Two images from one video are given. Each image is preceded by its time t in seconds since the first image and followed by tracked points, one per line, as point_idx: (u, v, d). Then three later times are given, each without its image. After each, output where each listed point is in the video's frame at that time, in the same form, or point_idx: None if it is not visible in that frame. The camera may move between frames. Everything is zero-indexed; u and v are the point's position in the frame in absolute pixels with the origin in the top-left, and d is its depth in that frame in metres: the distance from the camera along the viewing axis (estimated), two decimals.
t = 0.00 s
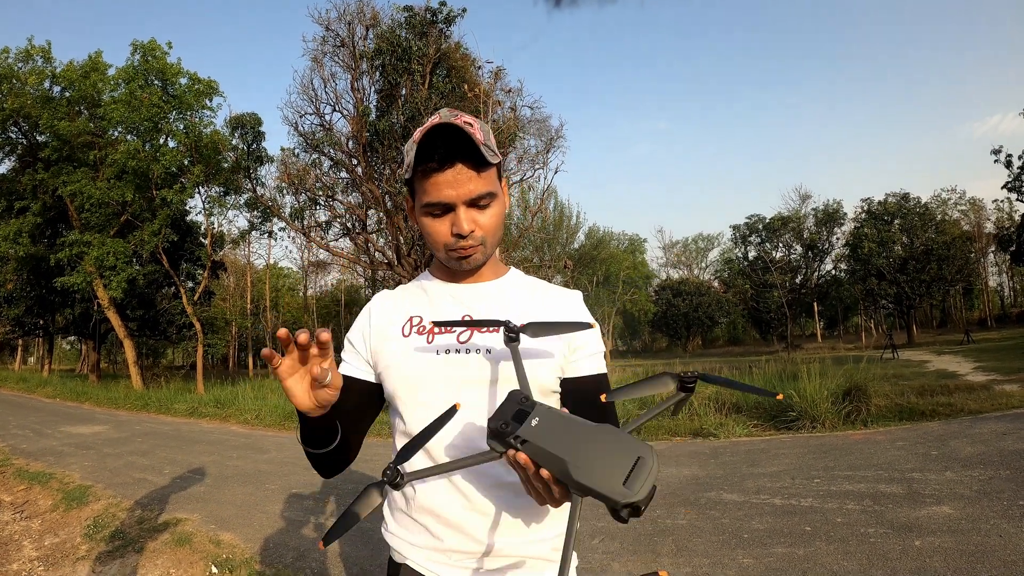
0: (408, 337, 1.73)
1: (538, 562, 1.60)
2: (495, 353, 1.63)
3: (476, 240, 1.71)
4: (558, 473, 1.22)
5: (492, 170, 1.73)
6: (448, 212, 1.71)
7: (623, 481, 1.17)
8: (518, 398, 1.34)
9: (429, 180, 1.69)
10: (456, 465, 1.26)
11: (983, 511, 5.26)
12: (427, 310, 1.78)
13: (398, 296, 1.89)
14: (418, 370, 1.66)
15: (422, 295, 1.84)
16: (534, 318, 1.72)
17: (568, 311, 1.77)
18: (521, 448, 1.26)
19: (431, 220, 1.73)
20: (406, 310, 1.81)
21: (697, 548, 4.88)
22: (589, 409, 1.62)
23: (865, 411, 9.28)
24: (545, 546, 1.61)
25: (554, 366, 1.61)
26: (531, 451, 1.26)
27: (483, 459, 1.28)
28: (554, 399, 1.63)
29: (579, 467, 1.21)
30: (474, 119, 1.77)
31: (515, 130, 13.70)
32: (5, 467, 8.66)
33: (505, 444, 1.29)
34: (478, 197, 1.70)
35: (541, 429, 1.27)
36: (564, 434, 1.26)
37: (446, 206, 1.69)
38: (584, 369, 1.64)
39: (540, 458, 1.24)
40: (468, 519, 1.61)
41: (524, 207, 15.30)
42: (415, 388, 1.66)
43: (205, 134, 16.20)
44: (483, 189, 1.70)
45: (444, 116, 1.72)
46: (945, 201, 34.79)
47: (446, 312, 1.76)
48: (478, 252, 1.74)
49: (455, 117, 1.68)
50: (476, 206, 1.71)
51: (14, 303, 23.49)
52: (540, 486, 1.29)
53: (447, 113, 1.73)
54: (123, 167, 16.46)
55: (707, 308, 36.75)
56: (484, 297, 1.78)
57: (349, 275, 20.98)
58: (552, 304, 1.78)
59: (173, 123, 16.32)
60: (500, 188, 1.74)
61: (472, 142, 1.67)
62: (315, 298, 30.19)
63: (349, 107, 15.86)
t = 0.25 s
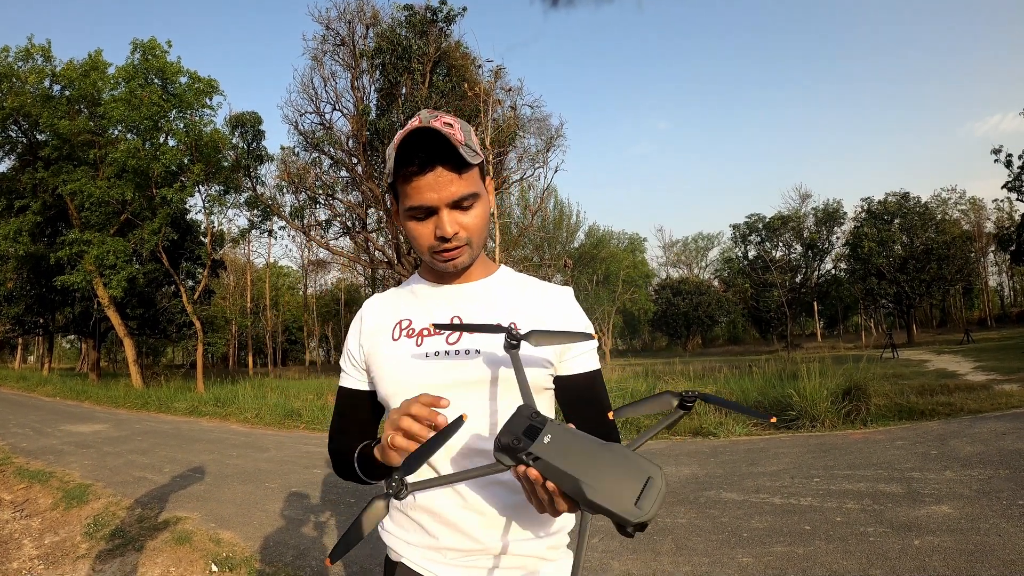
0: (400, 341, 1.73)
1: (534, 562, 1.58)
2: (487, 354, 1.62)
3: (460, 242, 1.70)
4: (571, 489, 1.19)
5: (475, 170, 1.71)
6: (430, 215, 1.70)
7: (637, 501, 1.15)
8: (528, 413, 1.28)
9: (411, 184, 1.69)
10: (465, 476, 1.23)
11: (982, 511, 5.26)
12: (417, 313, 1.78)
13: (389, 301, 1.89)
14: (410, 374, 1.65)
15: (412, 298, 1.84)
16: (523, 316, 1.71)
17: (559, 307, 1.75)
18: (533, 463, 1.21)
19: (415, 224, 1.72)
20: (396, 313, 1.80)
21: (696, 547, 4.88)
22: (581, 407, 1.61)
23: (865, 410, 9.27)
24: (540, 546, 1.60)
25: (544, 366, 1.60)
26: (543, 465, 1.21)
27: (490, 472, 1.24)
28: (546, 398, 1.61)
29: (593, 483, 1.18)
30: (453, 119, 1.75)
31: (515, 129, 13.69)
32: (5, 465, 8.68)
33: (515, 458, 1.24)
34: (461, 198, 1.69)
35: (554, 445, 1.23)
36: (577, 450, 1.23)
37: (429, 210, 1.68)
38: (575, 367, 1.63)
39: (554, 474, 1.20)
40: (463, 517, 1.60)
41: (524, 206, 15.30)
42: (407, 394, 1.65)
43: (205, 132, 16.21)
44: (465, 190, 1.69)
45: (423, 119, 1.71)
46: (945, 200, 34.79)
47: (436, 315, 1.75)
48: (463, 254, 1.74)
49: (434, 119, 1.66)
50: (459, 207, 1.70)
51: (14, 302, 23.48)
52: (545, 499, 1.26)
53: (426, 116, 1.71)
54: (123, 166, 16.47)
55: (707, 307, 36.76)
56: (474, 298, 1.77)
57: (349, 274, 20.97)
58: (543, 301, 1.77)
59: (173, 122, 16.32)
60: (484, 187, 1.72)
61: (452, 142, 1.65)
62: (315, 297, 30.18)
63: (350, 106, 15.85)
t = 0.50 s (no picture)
0: (398, 339, 1.72)
1: (530, 559, 1.59)
2: (485, 353, 1.62)
3: (450, 243, 1.70)
4: (555, 483, 1.18)
5: (462, 172, 1.72)
6: (420, 218, 1.70)
7: (616, 500, 1.15)
8: (521, 404, 1.27)
9: (398, 190, 1.70)
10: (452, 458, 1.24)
11: (981, 511, 5.26)
12: (413, 312, 1.77)
13: (383, 300, 1.87)
14: (408, 372, 1.65)
15: (407, 297, 1.83)
16: (519, 314, 1.72)
17: (554, 306, 1.76)
18: (518, 452, 1.21)
19: (405, 228, 1.73)
20: (393, 313, 1.79)
21: (696, 547, 4.89)
22: (577, 406, 1.62)
23: (865, 410, 9.27)
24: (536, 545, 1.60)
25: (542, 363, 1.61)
26: (528, 456, 1.21)
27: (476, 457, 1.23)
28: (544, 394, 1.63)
29: (574, 478, 1.17)
30: (440, 121, 1.75)
31: (515, 128, 13.69)
32: (6, 464, 8.68)
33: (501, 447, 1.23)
34: (448, 200, 1.69)
35: (541, 435, 1.22)
36: (564, 445, 1.22)
37: (417, 213, 1.69)
38: (571, 365, 1.64)
39: (538, 466, 1.19)
40: (460, 516, 1.59)
41: (524, 205, 15.30)
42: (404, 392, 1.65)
43: (206, 131, 16.22)
44: (453, 192, 1.69)
45: (409, 123, 1.71)
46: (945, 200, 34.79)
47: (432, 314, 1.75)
48: (454, 255, 1.74)
49: (418, 124, 1.66)
50: (447, 209, 1.70)
51: (14, 301, 23.49)
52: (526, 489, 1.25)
53: (412, 120, 1.71)
54: (124, 164, 16.47)
55: (707, 307, 36.74)
56: (469, 296, 1.78)
57: (349, 273, 20.97)
58: (538, 300, 1.77)
59: (173, 121, 16.31)
60: (471, 190, 1.72)
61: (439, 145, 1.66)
62: (315, 295, 30.19)
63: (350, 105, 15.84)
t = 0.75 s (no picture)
0: (398, 337, 1.71)
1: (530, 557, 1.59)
2: (486, 350, 1.63)
3: (450, 244, 1.70)
4: (551, 470, 1.19)
5: (462, 173, 1.72)
6: (420, 219, 1.70)
7: (613, 488, 1.15)
8: (519, 393, 1.27)
9: (398, 191, 1.69)
10: (447, 448, 1.24)
11: (981, 511, 5.25)
12: (413, 310, 1.77)
13: (381, 297, 1.87)
14: (409, 371, 1.65)
15: (407, 296, 1.83)
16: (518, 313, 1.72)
17: (554, 305, 1.77)
18: (514, 440, 1.21)
19: (405, 229, 1.72)
20: (392, 311, 1.78)
21: (696, 546, 4.88)
22: (576, 404, 1.63)
23: (865, 409, 9.27)
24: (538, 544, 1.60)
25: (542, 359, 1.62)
26: (523, 443, 1.21)
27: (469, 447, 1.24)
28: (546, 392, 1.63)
29: (570, 465, 1.18)
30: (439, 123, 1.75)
31: (515, 128, 13.68)
32: (6, 464, 8.67)
33: (498, 435, 1.24)
34: (448, 201, 1.69)
35: (537, 424, 1.22)
36: (561, 433, 1.22)
37: (417, 214, 1.69)
38: (571, 363, 1.65)
39: (534, 454, 1.20)
40: (461, 516, 1.59)
41: (524, 204, 15.31)
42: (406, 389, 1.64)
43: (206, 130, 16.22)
44: (453, 193, 1.69)
45: (409, 125, 1.71)
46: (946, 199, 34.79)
47: (433, 312, 1.74)
48: (454, 256, 1.73)
49: (419, 125, 1.66)
50: (447, 210, 1.70)
51: (14, 300, 23.50)
52: (522, 478, 1.26)
53: (412, 122, 1.71)
54: (124, 164, 16.47)
55: (707, 306, 36.70)
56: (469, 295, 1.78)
57: (349, 272, 20.97)
58: (537, 299, 1.78)
59: (173, 120, 16.32)
60: (471, 191, 1.72)
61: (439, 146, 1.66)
62: (316, 295, 30.19)
63: (350, 104, 15.83)
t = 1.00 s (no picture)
0: (399, 334, 1.71)
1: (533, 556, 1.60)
2: (487, 347, 1.63)
3: (454, 238, 1.70)
4: (581, 455, 1.18)
5: (466, 169, 1.73)
6: (425, 213, 1.71)
7: (643, 466, 1.14)
8: (544, 383, 1.29)
9: (403, 185, 1.70)
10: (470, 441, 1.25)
11: (981, 511, 5.25)
12: (415, 307, 1.76)
13: (380, 296, 1.86)
14: (412, 369, 1.65)
15: (407, 293, 1.83)
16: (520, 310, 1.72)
17: (555, 301, 1.77)
18: (541, 426, 1.22)
19: (409, 223, 1.72)
20: (393, 309, 1.78)
21: (695, 546, 4.89)
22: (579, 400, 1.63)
23: (864, 409, 9.27)
24: (541, 545, 1.60)
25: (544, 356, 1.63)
26: (550, 430, 1.22)
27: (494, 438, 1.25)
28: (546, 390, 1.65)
29: (599, 446, 1.17)
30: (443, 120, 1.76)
31: (515, 128, 13.67)
32: (5, 464, 8.67)
33: (523, 425, 1.25)
34: (453, 196, 1.69)
35: (562, 411, 1.23)
36: (588, 418, 1.23)
37: (422, 207, 1.69)
38: (572, 361, 1.64)
39: (562, 439, 1.20)
40: (464, 517, 1.59)
41: (524, 204, 15.31)
42: (407, 389, 1.64)
43: (206, 130, 16.22)
44: (457, 188, 1.69)
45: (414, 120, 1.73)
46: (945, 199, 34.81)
47: (434, 309, 1.74)
48: (457, 249, 1.73)
49: (424, 120, 1.67)
50: (451, 205, 1.70)
51: (14, 300, 23.48)
52: (550, 468, 1.25)
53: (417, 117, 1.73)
54: (123, 163, 16.48)
55: (706, 306, 36.65)
56: (470, 292, 1.78)
57: (348, 272, 20.98)
58: (539, 295, 1.79)
59: (173, 120, 16.33)
60: (475, 185, 1.73)
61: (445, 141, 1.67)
62: (315, 295, 30.19)
63: (349, 104, 15.84)
